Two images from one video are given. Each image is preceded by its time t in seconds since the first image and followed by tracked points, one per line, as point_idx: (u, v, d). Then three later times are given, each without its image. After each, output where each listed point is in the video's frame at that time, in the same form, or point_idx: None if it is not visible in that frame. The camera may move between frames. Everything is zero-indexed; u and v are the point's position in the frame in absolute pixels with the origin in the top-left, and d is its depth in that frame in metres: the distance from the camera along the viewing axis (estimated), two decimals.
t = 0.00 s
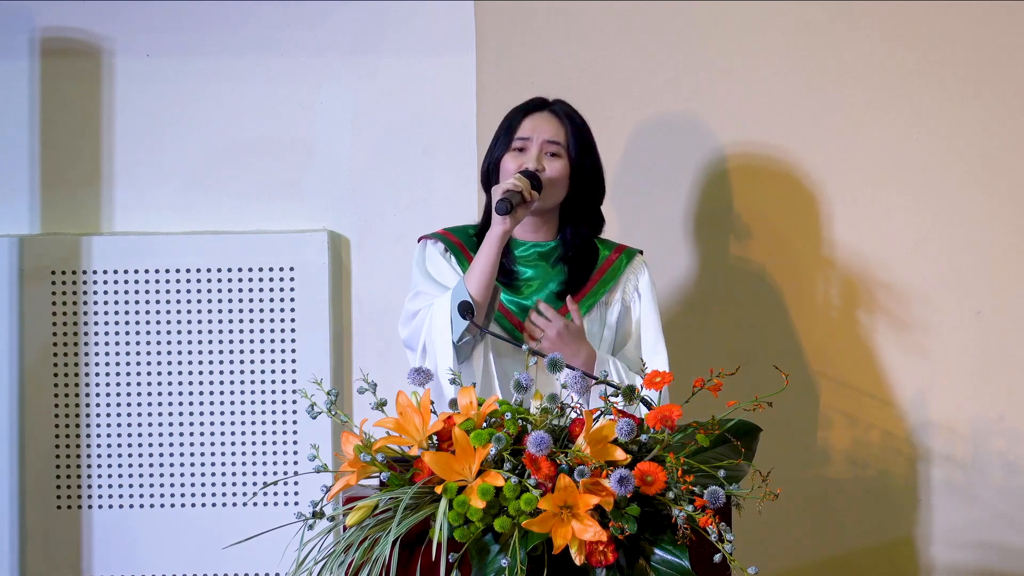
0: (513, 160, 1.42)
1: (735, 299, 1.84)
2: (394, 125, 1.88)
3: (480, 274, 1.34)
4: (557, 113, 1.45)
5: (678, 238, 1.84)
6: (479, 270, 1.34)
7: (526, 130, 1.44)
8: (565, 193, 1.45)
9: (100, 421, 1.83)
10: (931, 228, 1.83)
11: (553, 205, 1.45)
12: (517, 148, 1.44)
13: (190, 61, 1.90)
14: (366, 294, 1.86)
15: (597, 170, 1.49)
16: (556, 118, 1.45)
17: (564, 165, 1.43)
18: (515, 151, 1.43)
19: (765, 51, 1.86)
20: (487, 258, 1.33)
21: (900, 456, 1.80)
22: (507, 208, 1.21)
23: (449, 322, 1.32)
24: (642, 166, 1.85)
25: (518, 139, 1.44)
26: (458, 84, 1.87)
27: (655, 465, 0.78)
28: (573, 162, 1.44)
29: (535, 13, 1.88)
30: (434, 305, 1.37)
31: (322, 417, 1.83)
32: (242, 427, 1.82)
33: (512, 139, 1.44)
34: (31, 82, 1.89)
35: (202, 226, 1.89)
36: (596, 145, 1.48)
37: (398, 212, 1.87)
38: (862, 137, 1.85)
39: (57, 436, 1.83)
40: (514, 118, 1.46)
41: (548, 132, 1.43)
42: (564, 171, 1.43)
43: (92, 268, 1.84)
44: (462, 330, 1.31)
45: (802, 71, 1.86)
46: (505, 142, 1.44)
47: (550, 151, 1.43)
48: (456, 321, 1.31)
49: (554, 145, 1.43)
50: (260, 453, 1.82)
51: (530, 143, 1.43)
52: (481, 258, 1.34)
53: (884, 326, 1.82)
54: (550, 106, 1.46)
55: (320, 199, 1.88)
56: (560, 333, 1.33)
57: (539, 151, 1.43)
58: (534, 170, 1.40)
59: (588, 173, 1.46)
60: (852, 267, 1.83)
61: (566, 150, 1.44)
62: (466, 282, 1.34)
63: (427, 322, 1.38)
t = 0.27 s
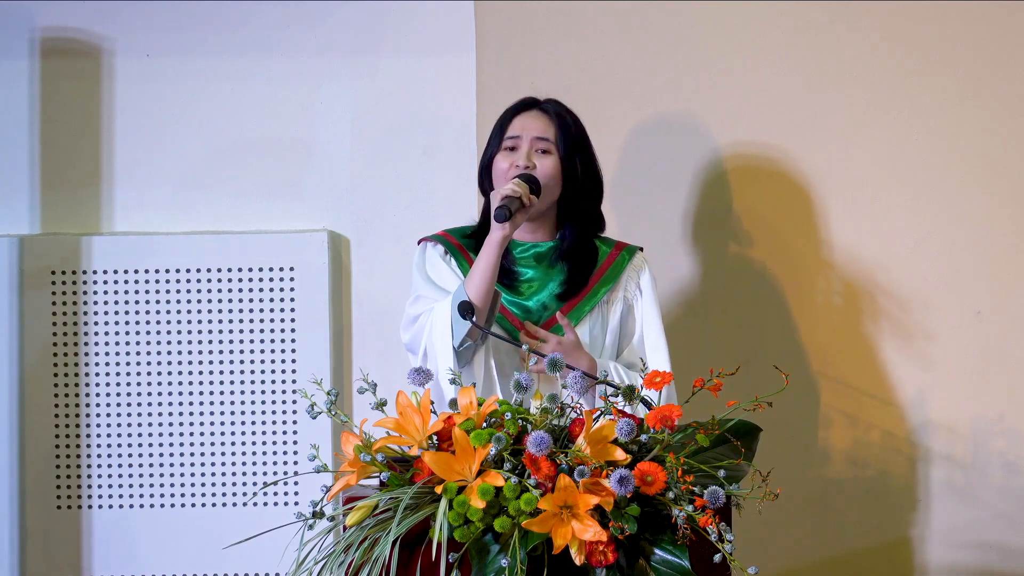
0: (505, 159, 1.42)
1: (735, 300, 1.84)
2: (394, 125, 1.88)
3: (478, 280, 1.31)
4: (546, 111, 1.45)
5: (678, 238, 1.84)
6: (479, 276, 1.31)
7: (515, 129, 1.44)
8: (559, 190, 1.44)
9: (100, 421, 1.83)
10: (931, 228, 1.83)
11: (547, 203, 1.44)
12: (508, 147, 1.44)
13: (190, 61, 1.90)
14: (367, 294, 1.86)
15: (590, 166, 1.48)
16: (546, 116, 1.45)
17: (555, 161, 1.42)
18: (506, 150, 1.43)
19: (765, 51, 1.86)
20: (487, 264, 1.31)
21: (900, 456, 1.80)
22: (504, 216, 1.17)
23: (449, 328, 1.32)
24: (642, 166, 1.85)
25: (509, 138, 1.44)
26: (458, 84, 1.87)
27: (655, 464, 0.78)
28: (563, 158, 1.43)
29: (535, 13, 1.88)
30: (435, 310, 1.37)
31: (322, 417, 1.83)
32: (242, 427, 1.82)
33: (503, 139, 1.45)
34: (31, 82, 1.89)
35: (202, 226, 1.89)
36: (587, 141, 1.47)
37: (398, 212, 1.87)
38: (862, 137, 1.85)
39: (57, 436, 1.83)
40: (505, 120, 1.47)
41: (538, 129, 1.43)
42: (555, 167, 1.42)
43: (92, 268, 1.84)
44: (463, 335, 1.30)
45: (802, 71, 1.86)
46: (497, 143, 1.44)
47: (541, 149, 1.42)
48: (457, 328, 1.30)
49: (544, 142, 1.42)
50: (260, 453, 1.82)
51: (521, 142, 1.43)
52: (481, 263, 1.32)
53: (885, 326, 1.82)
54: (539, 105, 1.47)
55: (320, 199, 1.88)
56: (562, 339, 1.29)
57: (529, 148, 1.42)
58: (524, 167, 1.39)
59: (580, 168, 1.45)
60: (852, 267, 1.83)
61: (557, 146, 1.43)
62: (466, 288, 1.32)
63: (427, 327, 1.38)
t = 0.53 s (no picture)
0: (514, 162, 1.42)
1: (735, 300, 1.84)
2: (394, 125, 1.88)
3: (484, 282, 1.30)
4: (553, 113, 1.46)
5: (678, 238, 1.85)
6: (485, 280, 1.30)
7: (523, 131, 1.43)
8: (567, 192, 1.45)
9: (100, 421, 1.83)
10: (931, 228, 1.83)
11: (556, 205, 1.44)
12: (516, 149, 1.43)
13: (190, 61, 1.90)
14: (366, 294, 1.86)
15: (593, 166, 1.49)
16: (551, 118, 1.45)
17: (564, 163, 1.43)
18: (514, 153, 1.43)
19: (765, 51, 1.86)
20: (493, 266, 1.30)
21: (900, 456, 1.80)
22: (511, 220, 1.21)
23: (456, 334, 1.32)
24: (642, 166, 1.85)
25: (517, 141, 1.43)
26: (458, 84, 1.88)
27: (655, 464, 0.78)
28: (572, 160, 1.44)
29: (535, 13, 1.88)
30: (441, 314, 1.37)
31: (322, 417, 1.83)
32: (242, 427, 1.82)
33: (510, 142, 1.44)
34: (31, 83, 1.89)
35: (202, 226, 1.89)
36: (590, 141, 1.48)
37: (398, 212, 1.87)
38: (862, 137, 1.85)
39: (57, 437, 1.82)
40: (510, 120, 1.46)
41: (546, 130, 1.43)
42: (565, 169, 1.43)
43: (92, 268, 1.84)
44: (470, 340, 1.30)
45: (802, 71, 1.86)
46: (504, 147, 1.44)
47: (549, 150, 1.43)
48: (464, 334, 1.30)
49: (553, 144, 1.42)
50: (260, 453, 1.82)
51: (529, 144, 1.42)
52: (486, 268, 1.32)
53: (885, 326, 1.82)
54: (545, 107, 1.47)
55: (320, 199, 1.88)
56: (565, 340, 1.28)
57: (539, 151, 1.42)
58: (536, 170, 1.39)
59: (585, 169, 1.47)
60: (851, 267, 1.83)
61: (564, 148, 1.44)
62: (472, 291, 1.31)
63: (434, 332, 1.38)
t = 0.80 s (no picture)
0: (517, 163, 1.42)
1: (734, 300, 1.84)
2: (394, 126, 1.88)
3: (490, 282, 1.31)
4: (557, 114, 1.45)
5: (678, 239, 1.85)
6: (489, 278, 1.32)
7: (527, 132, 1.43)
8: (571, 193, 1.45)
9: (100, 421, 1.83)
10: (931, 228, 1.83)
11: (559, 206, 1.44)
12: (520, 151, 1.43)
13: (190, 61, 1.90)
14: (366, 294, 1.86)
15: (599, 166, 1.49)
16: (555, 118, 1.45)
17: (567, 165, 1.43)
18: (518, 154, 1.43)
19: (764, 51, 1.86)
20: (497, 265, 1.31)
21: (900, 456, 1.80)
22: (515, 219, 1.19)
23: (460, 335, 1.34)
24: (642, 166, 1.86)
25: (520, 142, 1.43)
26: (458, 84, 1.88)
27: (655, 464, 0.78)
28: (576, 161, 1.44)
29: (535, 13, 1.88)
30: (447, 314, 1.39)
31: (322, 417, 1.83)
32: (242, 427, 1.82)
33: (514, 142, 1.44)
34: (31, 83, 1.89)
35: (201, 226, 1.89)
36: (595, 142, 1.48)
37: (398, 212, 1.87)
38: (862, 137, 1.85)
39: (57, 436, 1.82)
40: (515, 120, 1.46)
41: (549, 131, 1.43)
42: (568, 170, 1.42)
43: (92, 268, 1.84)
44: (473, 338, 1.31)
45: (802, 70, 1.86)
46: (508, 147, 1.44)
47: (553, 152, 1.42)
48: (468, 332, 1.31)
49: (557, 145, 1.42)
50: (260, 453, 1.82)
51: (533, 145, 1.42)
52: (490, 266, 1.32)
53: (884, 326, 1.82)
54: (550, 107, 1.46)
55: (320, 199, 1.88)
56: (571, 344, 1.29)
57: (542, 153, 1.42)
58: (539, 172, 1.39)
59: (589, 170, 1.46)
60: (851, 267, 1.83)
61: (568, 149, 1.44)
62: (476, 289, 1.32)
63: (439, 330, 1.40)
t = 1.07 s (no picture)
0: (524, 161, 1.43)
1: (734, 300, 1.84)
2: (394, 126, 1.88)
3: (489, 278, 1.33)
4: (566, 113, 1.46)
5: (678, 239, 1.85)
6: (489, 273, 1.33)
7: (535, 130, 1.44)
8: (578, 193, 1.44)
9: (100, 421, 1.83)
10: (931, 228, 1.83)
11: (566, 205, 1.44)
12: (527, 149, 1.44)
13: (190, 61, 1.90)
14: (366, 294, 1.86)
15: (608, 166, 1.48)
16: (564, 117, 1.45)
17: (574, 164, 1.43)
18: (525, 152, 1.44)
19: (764, 51, 1.86)
20: (497, 260, 1.33)
21: (900, 456, 1.80)
22: (509, 212, 1.17)
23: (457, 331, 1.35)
24: (642, 166, 1.86)
25: (528, 140, 1.44)
26: (458, 84, 1.88)
27: (655, 464, 0.78)
28: (583, 161, 1.43)
29: (535, 13, 1.88)
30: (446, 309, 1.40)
31: (322, 417, 1.83)
32: (242, 427, 1.82)
33: (523, 140, 1.45)
34: (31, 83, 1.89)
35: (201, 226, 1.89)
36: (604, 141, 1.47)
37: (398, 212, 1.87)
38: (862, 137, 1.85)
39: (57, 436, 1.82)
40: (525, 119, 1.47)
41: (557, 130, 1.43)
42: (574, 170, 1.42)
43: (92, 268, 1.84)
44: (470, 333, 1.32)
45: (802, 70, 1.86)
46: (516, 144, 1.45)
47: (560, 150, 1.43)
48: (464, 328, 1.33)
49: (564, 144, 1.43)
50: (260, 453, 1.82)
51: (540, 144, 1.43)
52: (490, 261, 1.34)
53: (884, 326, 1.82)
54: (559, 106, 1.47)
55: (320, 199, 1.88)
56: (574, 345, 1.30)
57: (549, 151, 1.43)
58: (544, 170, 1.39)
59: (597, 169, 1.45)
60: (851, 267, 1.83)
61: (576, 148, 1.43)
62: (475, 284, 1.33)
63: (438, 326, 1.40)
